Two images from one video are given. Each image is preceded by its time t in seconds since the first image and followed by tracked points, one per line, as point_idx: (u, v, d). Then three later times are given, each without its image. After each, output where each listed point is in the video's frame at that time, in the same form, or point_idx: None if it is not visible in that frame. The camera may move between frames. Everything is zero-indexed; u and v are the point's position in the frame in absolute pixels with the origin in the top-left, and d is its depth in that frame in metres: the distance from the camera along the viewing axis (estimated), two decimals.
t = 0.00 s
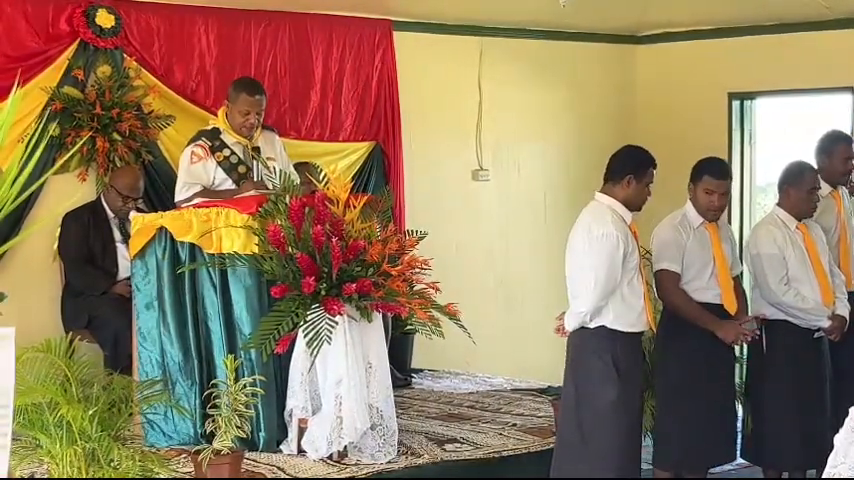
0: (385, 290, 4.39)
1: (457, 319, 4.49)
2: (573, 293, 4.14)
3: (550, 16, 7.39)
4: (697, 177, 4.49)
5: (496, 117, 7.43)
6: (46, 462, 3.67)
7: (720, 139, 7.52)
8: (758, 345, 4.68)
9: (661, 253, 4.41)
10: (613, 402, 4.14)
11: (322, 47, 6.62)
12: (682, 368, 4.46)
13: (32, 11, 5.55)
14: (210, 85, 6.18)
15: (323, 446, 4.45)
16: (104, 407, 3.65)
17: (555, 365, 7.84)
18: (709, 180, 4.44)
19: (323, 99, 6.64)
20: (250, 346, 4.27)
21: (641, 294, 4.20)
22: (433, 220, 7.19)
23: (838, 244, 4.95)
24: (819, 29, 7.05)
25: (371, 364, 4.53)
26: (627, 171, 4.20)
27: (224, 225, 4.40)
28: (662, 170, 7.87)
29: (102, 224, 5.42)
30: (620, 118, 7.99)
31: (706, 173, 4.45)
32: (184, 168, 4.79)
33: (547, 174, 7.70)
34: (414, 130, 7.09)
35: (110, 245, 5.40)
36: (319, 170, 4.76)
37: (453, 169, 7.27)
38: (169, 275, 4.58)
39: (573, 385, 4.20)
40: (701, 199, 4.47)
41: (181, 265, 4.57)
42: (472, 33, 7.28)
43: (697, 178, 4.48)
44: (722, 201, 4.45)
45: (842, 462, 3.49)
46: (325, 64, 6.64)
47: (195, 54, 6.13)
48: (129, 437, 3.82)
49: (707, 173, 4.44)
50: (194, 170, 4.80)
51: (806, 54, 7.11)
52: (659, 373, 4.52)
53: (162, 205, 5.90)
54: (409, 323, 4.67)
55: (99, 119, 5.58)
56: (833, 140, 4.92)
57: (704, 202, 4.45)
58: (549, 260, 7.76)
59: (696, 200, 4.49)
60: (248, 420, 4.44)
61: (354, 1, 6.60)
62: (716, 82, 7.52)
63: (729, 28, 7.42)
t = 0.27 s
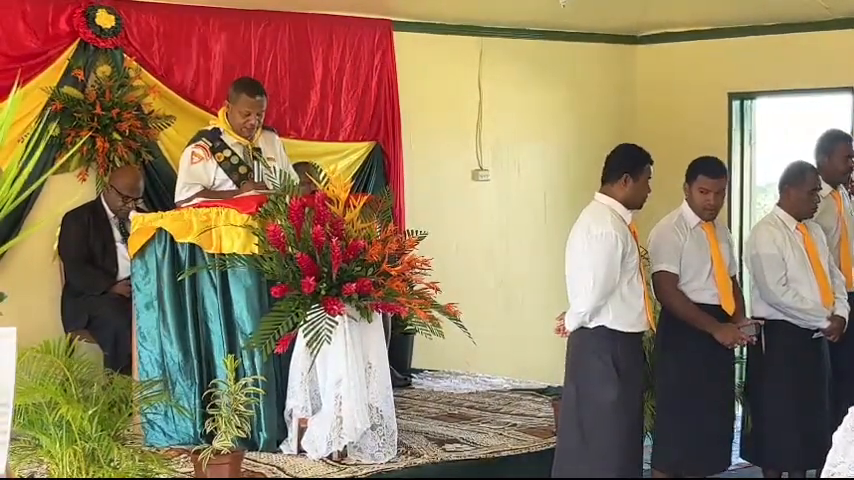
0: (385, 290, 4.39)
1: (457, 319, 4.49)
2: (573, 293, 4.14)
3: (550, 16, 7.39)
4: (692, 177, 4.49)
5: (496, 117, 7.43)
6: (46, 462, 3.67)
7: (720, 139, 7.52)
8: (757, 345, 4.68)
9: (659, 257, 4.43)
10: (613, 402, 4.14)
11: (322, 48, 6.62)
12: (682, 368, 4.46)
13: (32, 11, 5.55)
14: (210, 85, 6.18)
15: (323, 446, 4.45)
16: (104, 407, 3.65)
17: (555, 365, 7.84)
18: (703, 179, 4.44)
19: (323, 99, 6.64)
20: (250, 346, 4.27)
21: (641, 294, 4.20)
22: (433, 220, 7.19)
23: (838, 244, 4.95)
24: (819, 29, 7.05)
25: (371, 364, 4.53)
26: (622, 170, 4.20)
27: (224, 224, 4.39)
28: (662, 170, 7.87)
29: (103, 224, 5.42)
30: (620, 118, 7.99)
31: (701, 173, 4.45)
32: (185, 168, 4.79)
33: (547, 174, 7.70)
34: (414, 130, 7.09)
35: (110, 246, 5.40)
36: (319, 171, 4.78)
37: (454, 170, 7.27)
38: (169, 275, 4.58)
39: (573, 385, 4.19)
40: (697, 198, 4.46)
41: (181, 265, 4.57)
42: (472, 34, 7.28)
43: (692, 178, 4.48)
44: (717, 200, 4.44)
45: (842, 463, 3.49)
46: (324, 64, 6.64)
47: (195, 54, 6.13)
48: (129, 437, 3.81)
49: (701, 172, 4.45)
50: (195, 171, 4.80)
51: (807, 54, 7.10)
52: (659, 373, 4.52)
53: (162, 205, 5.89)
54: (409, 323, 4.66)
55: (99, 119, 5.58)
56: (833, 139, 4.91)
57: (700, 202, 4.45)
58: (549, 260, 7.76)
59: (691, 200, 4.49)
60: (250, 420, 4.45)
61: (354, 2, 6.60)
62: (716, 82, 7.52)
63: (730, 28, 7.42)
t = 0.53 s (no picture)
0: (385, 290, 4.39)
1: (457, 319, 4.49)
2: (572, 293, 4.14)
3: (550, 16, 7.39)
4: (688, 175, 4.47)
5: (496, 117, 7.43)
6: (45, 462, 3.67)
7: (720, 139, 7.52)
8: (757, 345, 4.69)
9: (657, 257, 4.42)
10: (612, 403, 4.14)
11: (322, 47, 6.62)
12: (682, 368, 4.45)
13: (32, 11, 5.55)
14: (210, 85, 6.18)
15: (323, 446, 4.45)
16: (103, 406, 3.65)
17: (555, 365, 7.84)
18: (699, 179, 4.42)
19: (323, 99, 6.64)
20: (249, 346, 4.27)
21: (640, 294, 4.19)
22: (432, 220, 7.19)
23: (838, 244, 4.95)
24: (819, 29, 7.05)
25: (370, 364, 4.53)
26: (619, 170, 4.20)
27: (224, 224, 4.39)
28: (662, 170, 7.87)
29: (102, 224, 5.42)
30: (620, 118, 7.99)
31: (696, 172, 4.43)
32: (184, 168, 4.79)
33: (547, 174, 7.70)
34: (414, 129, 7.09)
35: (109, 246, 5.40)
36: (319, 173, 4.80)
37: (454, 170, 7.27)
38: (168, 275, 4.57)
39: (573, 386, 4.19)
40: (692, 198, 4.45)
41: (180, 265, 4.57)
42: (472, 34, 7.28)
43: (687, 178, 4.46)
44: (714, 199, 4.42)
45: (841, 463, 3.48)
46: (324, 64, 6.64)
47: (195, 54, 6.13)
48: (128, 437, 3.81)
49: (699, 171, 4.42)
50: (194, 170, 4.80)
51: (807, 54, 7.10)
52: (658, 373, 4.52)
53: (162, 205, 5.89)
54: (409, 323, 4.66)
55: (99, 119, 5.58)
56: (832, 138, 4.93)
57: (696, 201, 4.43)
58: (549, 261, 7.76)
59: (688, 200, 4.47)
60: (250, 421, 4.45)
61: (354, 2, 6.60)
62: (716, 82, 7.52)
63: (730, 28, 7.42)
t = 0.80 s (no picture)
0: (384, 290, 4.39)
1: (456, 319, 4.48)
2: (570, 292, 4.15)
3: (549, 16, 7.39)
4: (682, 175, 4.48)
5: (496, 117, 7.43)
6: (45, 462, 3.67)
7: (719, 139, 7.52)
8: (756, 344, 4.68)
9: (655, 256, 4.41)
10: (609, 403, 4.13)
11: (321, 47, 6.62)
12: (681, 368, 4.45)
13: (32, 11, 5.55)
14: (210, 85, 6.18)
15: (322, 446, 4.45)
16: (102, 406, 3.65)
17: (555, 364, 7.84)
18: (693, 177, 4.44)
19: (322, 99, 6.64)
20: (248, 346, 4.26)
21: (640, 294, 4.19)
22: (432, 220, 7.19)
23: (839, 245, 4.95)
24: (819, 29, 7.05)
25: (370, 364, 4.53)
26: (620, 170, 4.20)
27: (223, 224, 4.40)
28: (661, 170, 7.87)
29: (102, 224, 5.42)
30: (619, 118, 7.99)
31: (691, 171, 4.44)
32: (183, 168, 4.80)
33: (546, 174, 7.70)
34: (414, 129, 7.09)
35: (109, 246, 5.40)
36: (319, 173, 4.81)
37: (453, 170, 7.27)
38: (168, 275, 4.57)
39: (570, 385, 4.20)
40: (686, 197, 4.46)
41: (180, 265, 4.56)
42: (472, 33, 7.28)
43: (682, 178, 4.48)
44: (709, 197, 4.43)
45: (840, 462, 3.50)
46: (323, 63, 6.64)
47: (195, 54, 6.13)
48: (127, 437, 3.81)
49: (691, 169, 4.44)
50: (192, 170, 4.80)
51: (806, 54, 7.10)
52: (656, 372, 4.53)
53: (161, 205, 5.88)
54: (409, 323, 4.67)
55: (98, 119, 5.58)
56: (833, 138, 4.91)
57: (691, 200, 4.44)
58: (549, 260, 7.76)
59: (682, 199, 4.48)
60: (249, 421, 4.46)
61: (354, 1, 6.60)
62: (715, 82, 7.52)
63: (729, 28, 7.42)
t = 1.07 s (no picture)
0: (384, 290, 4.38)
1: (455, 319, 4.49)
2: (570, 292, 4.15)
3: (548, 16, 7.39)
4: (679, 173, 4.48)
5: (495, 117, 7.43)
6: (44, 462, 3.66)
7: (718, 139, 7.52)
8: (755, 345, 4.68)
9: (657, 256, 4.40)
10: (608, 403, 4.12)
11: (320, 46, 6.62)
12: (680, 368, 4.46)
13: (31, 10, 5.56)
14: (209, 85, 6.18)
15: (321, 446, 4.45)
16: (102, 406, 3.65)
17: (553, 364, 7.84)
18: (690, 176, 4.44)
19: (321, 99, 6.64)
20: (247, 345, 4.25)
21: (639, 295, 4.19)
22: (431, 219, 7.19)
23: (839, 246, 4.95)
24: (818, 29, 7.05)
25: (369, 364, 4.53)
26: (621, 171, 4.20)
27: (222, 225, 4.42)
28: (660, 170, 7.87)
29: (101, 224, 5.42)
30: (619, 118, 7.99)
31: (686, 170, 4.45)
32: (181, 168, 4.77)
33: (545, 173, 7.70)
34: (413, 129, 7.09)
35: (108, 246, 5.39)
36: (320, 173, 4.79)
37: (452, 169, 7.27)
38: (167, 276, 4.57)
39: (569, 384, 4.19)
40: (684, 197, 4.45)
41: (179, 265, 4.56)
42: (471, 33, 7.29)
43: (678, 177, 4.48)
44: (705, 196, 4.43)
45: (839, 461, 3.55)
46: (322, 63, 6.63)
47: (194, 54, 6.13)
48: (126, 437, 3.81)
49: (687, 168, 4.44)
50: (191, 170, 4.78)
51: (805, 54, 7.11)
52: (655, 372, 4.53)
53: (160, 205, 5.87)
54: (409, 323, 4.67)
55: (97, 118, 5.57)
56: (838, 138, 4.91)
57: (688, 199, 4.43)
58: (548, 260, 7.76)
59: (679, 198, 4.48)
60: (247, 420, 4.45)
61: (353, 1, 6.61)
62: (715, 82, 7.52)
63: (728, 28, 7.42)
